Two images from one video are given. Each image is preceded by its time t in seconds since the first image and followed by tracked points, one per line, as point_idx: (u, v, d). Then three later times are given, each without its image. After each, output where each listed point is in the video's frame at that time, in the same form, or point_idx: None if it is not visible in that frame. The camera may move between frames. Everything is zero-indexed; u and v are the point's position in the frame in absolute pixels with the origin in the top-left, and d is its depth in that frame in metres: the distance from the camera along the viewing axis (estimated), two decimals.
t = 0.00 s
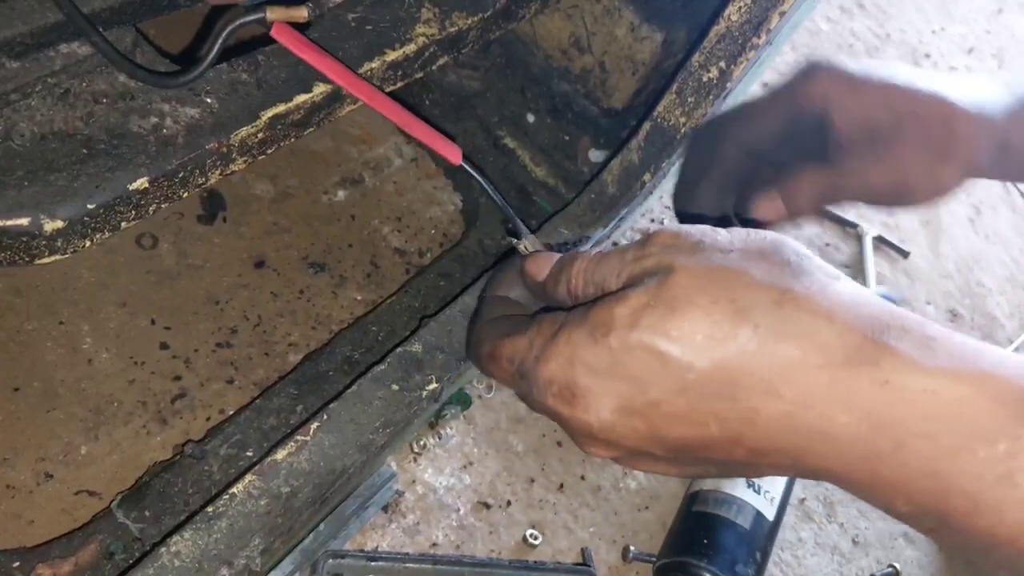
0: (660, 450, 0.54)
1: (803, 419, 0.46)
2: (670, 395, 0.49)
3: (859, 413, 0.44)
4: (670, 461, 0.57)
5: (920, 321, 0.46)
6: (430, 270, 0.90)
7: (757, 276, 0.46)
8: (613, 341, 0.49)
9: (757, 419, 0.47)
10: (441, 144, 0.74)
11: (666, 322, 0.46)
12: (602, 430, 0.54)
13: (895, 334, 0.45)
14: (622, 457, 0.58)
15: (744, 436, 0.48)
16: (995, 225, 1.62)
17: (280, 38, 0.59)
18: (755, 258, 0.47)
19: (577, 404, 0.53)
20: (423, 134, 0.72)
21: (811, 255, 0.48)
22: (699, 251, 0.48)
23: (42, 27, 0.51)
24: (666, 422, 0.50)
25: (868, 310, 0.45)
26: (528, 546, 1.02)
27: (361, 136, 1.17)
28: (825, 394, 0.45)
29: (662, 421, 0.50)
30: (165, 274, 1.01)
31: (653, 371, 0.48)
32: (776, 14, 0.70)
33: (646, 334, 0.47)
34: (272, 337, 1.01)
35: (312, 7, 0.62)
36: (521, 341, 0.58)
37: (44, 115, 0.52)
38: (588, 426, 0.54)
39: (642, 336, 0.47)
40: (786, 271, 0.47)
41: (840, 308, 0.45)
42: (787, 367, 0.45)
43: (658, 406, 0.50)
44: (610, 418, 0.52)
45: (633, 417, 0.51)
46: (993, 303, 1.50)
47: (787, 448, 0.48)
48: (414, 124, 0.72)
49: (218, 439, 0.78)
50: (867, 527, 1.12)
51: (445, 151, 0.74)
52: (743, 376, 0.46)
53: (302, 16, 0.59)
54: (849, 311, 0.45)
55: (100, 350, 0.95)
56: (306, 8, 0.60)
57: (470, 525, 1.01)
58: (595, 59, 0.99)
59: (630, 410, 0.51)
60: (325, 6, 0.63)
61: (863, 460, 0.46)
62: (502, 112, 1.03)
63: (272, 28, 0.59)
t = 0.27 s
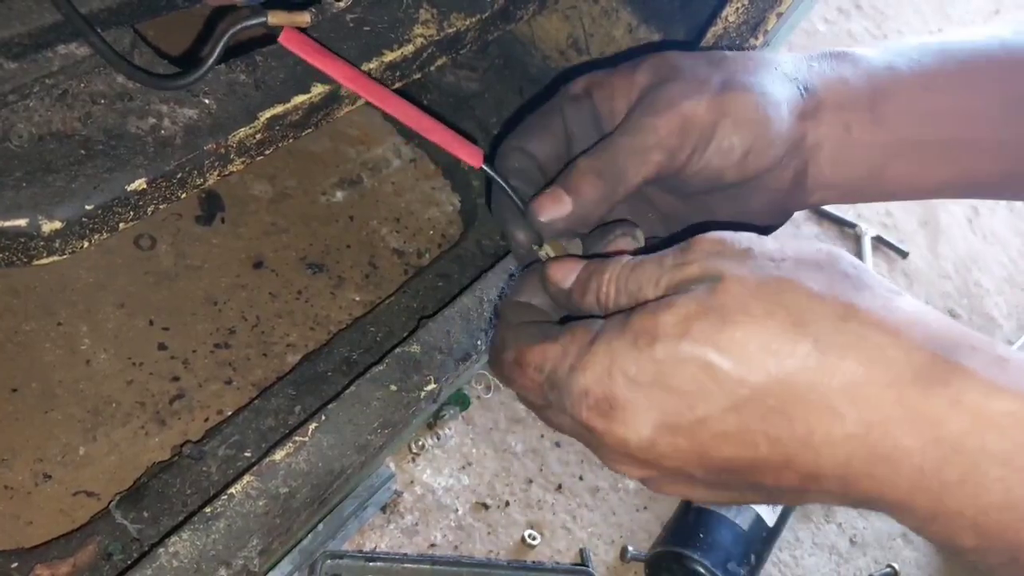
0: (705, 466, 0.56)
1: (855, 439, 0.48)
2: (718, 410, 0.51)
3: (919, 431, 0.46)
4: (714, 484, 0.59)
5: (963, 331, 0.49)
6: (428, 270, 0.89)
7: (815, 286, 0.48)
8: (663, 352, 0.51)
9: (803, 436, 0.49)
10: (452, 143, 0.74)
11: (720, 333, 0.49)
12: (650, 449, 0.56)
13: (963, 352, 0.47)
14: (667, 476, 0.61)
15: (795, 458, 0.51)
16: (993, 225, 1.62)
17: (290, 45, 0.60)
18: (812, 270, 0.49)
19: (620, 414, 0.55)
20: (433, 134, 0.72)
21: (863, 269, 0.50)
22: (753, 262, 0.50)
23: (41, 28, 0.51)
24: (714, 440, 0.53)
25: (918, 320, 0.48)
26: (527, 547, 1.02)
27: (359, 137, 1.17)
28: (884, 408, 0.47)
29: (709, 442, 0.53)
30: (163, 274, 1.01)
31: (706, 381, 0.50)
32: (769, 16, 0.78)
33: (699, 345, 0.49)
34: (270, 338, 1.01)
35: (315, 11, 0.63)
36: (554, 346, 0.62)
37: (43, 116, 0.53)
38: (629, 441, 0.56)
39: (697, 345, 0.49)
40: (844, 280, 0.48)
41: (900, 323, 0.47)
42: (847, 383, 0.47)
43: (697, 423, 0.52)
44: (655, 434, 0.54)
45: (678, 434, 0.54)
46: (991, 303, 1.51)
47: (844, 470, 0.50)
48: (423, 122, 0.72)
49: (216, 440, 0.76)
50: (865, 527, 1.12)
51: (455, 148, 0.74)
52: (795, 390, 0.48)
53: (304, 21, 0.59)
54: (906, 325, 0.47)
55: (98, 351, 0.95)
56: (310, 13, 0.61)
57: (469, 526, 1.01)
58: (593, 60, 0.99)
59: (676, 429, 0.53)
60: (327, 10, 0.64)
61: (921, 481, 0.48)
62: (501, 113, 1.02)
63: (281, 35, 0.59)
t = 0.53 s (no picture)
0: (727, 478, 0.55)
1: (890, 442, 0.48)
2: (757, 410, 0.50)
3: (956, 438, 0.47)
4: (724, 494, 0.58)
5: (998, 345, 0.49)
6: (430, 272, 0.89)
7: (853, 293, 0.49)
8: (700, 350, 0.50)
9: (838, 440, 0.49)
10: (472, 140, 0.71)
11: (762, 334, 0.49)
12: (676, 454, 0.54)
13: (993, 360, 0.48)
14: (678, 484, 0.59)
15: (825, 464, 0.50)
16: (994, 226, 1.63)
17: (300, 51, 0.60)
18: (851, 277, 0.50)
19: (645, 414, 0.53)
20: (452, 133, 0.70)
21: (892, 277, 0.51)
22: (790, 266, 0.51)
23: (46, 33, 0.52)
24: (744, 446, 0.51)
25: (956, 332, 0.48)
26: (529, 548, 1.02)
27: (361, 139, 1.18)
28: (922, 416, 0.47)
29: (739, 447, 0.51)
30: (166, 277, 1.02)
31: (741, 383, 0.50)
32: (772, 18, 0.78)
33: (740, 346, 0.49)
34: (273, 340, 1.01)
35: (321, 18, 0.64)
36: (589, 344, 0.58)
37: (48, 119, 0.53)
38: (655, 445, 0.53)
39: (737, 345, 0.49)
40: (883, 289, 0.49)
41: (936, 330, 0.48)
42: (889, 388, 0.47)
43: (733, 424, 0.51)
44: (685, 437, 0.52)
45: (707, 439, 0.52)
46: (992, 304, 1.51)
47: (872, 477, 0.50)
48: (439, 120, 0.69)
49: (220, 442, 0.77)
50: (867, 527, 1.13)
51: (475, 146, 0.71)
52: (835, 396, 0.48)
53: (309, 28, 0.59)
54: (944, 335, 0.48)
55: (102, 354, 0.95)
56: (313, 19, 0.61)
57: (471, 527, 1.02)
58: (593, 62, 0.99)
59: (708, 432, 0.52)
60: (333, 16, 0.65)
61: (949, 491, 0.48)
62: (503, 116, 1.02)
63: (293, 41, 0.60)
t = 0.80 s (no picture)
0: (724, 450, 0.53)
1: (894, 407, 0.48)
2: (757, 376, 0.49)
3: (953, 401, 0.47)
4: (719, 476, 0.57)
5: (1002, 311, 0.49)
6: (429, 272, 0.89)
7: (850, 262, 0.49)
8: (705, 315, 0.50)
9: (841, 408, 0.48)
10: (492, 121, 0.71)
11: (764, 302, 0.49)
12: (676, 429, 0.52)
13: (988, 323, 0.48)
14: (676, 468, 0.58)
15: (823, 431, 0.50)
16: (994, 226, 1.63)
17: (298, 41, 0.60)
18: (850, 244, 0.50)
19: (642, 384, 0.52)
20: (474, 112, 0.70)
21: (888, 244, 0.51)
22: (789, 232, 0.51)
23: (44, 35, 0.51)
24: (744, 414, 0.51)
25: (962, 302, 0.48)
26: (527, 548, 1.02)
27: (359, 140, 1.18)
28: (921, 381, 0.47)
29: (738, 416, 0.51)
30: (165, 278, 1.02)
31: (743, 352, 0.49)
32: (768, 19, 0.80)
33: (742, 311, 0.49)
34: (272, 341, 1.01)
35: (312, 15, 0.60)
36: (594, 305, 0.57)
37: (46, 121, 0.53)
38: (654, 415, 0.52)
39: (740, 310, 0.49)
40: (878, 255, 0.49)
41: (933, 295, 0.48)
42: (888, 353, 0.48)
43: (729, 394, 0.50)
44: (684, 404, 0.51)
45: (708, 407, 0.51)
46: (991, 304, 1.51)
47: (869, 444, 0.50)
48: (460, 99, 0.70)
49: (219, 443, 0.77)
50: (866, 527, 1.13)
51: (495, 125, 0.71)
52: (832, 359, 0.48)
53: (302, 26, 0.58)
54: (946, 302, 0.48)
55: (101, 355, 0.95)
56: (308, 16, 0.59)
57: (470, 528, 1.02)
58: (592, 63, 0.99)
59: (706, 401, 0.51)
60: (324, 14, 0.61)
61: (945, 456, 0.49)
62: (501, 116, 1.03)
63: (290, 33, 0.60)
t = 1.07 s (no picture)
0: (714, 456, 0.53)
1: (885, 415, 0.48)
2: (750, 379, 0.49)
3: (939, 417, 0.48)
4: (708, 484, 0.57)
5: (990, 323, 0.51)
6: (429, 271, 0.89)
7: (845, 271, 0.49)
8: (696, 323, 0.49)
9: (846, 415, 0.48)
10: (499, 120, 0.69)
11: (754, 307, 0.49)
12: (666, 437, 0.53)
13: (978, 336, 0.49)
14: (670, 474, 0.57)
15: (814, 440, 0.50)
16: (995, 227, 1.63)
17: (299, 35, 0.61)
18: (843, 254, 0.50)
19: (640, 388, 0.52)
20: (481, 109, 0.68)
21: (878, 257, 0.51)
22: (783, 242, 0.50)
23: (44, 32, 0.51)
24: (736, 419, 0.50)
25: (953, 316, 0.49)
26: (527, 548, 1.02)
27: (360, 139, 1.17)
28: (909, 394, 0.48)
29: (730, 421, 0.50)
30: (165, 276, 1.02)
31: (733, 360, 0.49)
32: (771, 18, 0.80)
33: (732, 317, 0.49)
34: (271, 339, 1.01)
35: (313, 11, 0.60)
36: (587, 310, 0.56)
37: (46, 119, 0.53)
38: (646, 420, 0.52)
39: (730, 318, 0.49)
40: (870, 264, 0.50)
41: (921, 309, 0.48)
42: (879, 362, 0.48)
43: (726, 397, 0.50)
44: (679, 409, 0.51)
45: (697, 414, 0.51)
46: (992, 305, 1.51)
47: (857, 456, 0.50)
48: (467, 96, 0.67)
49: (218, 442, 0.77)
50: (867, 528, 1.13)
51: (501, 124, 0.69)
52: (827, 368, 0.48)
53: (302, 21, 0.58)
54: (935, 314, 0.49)
55: (100, 353, 0.95)
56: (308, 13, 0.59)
57: (470, 527, 1.02)
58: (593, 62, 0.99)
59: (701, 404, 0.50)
60: (325, 10, 0.61)
61: (933, 467, 0.49)
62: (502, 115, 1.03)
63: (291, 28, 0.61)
